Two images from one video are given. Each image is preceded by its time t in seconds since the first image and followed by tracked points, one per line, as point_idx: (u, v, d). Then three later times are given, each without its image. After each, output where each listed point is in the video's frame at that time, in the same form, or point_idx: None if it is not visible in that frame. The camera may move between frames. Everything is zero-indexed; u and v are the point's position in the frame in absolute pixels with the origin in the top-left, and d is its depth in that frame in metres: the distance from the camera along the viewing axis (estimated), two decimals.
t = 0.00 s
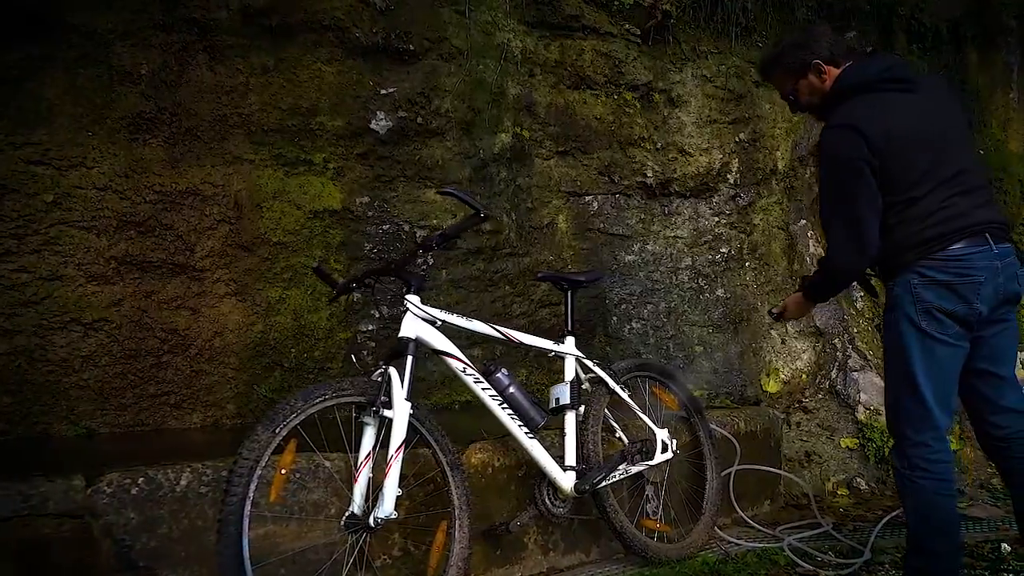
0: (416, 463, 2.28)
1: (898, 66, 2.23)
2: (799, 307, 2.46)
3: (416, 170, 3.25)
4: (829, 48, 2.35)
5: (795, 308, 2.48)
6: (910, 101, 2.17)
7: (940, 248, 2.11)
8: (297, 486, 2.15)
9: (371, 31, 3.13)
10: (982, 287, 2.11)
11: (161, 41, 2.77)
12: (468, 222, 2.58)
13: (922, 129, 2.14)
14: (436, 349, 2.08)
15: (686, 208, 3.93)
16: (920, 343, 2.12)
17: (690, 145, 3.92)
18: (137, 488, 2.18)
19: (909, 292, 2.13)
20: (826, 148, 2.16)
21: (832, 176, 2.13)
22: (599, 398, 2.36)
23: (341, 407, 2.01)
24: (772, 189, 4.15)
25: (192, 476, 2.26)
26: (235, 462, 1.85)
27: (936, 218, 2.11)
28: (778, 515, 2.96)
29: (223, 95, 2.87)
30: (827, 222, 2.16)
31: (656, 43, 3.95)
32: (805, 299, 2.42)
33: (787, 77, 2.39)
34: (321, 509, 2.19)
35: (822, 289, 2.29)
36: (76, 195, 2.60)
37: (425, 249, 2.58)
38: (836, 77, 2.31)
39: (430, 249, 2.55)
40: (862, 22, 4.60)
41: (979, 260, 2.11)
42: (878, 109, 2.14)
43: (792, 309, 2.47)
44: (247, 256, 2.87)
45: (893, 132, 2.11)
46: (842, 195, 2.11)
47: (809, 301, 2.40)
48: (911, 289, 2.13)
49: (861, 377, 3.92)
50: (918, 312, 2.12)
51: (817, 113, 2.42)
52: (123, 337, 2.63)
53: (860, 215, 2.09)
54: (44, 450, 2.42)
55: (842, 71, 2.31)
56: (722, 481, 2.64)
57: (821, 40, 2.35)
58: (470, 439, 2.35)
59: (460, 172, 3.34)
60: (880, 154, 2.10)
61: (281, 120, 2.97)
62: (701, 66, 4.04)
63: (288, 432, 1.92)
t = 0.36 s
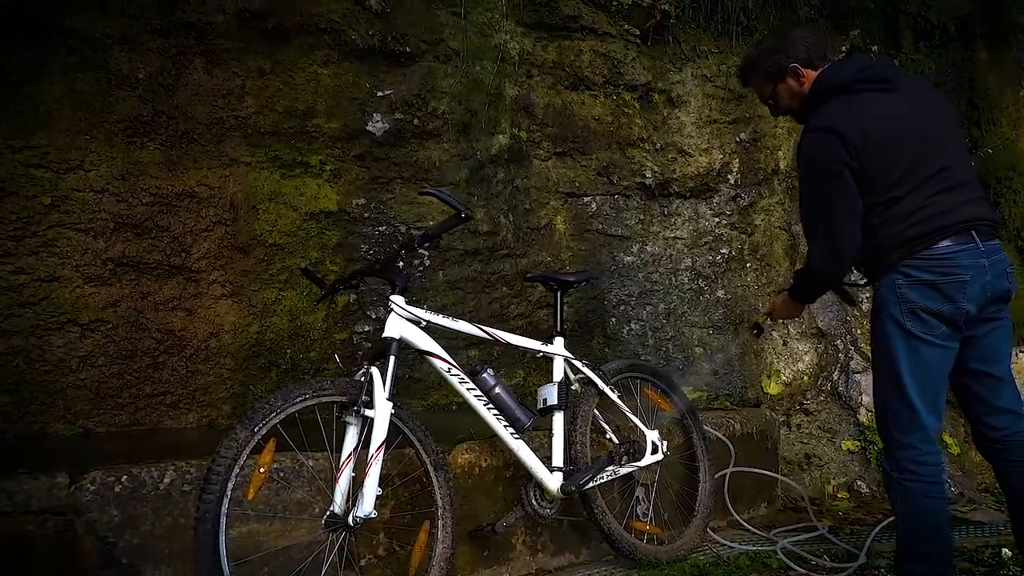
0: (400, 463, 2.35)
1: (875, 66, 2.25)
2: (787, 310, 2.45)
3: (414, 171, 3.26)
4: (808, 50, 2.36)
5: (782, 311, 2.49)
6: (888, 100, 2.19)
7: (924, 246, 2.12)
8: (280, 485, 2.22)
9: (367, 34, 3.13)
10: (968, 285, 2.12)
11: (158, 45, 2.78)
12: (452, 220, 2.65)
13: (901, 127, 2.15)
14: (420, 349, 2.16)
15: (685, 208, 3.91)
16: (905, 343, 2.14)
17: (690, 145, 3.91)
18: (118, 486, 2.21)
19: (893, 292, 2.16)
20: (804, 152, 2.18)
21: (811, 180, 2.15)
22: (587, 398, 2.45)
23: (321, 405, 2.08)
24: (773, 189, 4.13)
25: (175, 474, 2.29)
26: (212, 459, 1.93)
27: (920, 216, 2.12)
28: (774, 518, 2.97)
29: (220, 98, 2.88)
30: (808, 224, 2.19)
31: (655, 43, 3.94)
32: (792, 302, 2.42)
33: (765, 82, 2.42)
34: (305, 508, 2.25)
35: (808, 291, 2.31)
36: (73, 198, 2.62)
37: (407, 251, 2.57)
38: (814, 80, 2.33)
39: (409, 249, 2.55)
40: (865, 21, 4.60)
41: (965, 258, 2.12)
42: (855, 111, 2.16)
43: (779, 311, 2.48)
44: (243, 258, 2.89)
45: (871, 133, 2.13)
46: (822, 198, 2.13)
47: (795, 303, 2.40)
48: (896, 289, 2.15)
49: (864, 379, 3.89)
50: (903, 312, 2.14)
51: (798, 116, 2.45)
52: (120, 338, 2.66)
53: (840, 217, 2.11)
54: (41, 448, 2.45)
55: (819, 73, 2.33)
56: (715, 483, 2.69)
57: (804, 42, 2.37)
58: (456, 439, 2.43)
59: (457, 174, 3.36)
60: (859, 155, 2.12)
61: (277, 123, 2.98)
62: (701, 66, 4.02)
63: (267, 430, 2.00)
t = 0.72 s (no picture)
0: (397, 456, 2.45)
1: (862, 65, 2.29)
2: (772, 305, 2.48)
3: (420, 168, 3.28)
4: (791, 56, 2.42)
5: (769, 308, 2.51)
6: (877, 97, 2.22)
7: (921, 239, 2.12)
8: (278, 477, 2.31)
9: (373, 32, 3.14)
10: (974, 276, 2.10)
11: (166, 45, 2.80)
12: (446, 214, 2.74)
13: (892, 122, 2.17)
14: (417, 342, 2.32)
15: (694, 205, 3.89)
16: (909, 338, 2.12)
17: (698, 141, 3.89)
18: (118, 475, 2.27)
19: (897, 287, 2.15)
20: (794, 151, 2.21)
21: (801, 178, 2.18)
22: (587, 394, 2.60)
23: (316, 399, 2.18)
24: (784, 186, 4.09)
25: (172, 466, 2.34)
26: (206, 451, 2.00)
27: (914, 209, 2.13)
28: (779, 516, 3.07)
29: (227, 96, 2.90)
30: (800, 222, 2.20)
31: (663, 39, 3.92)
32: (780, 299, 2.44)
33: (750, 88, 2.47)
34: (302, 501, 2.35)
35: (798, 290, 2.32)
36: (82, 196, 2.65)
37: (405, 245, 2.71)
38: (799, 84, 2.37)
39: (405, 243, 2.67)
40: (879, 16, 4.55)
41: (971, 249, 2.10)
42: (844, 108, 2.19)
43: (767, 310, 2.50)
44: (250, 255, 2.92)
45: (861, 129, 2.15)
46: (812, 195, 2.15)
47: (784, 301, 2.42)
48: (899, 284, 2.14)
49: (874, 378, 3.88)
50: (907, 307, 2.12)
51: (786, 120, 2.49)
52: (128, 334, 2.69)
53: (833, 212, 2.13)
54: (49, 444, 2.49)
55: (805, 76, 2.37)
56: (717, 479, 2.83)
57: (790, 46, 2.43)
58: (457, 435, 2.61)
59: (463, 171, 3.37)
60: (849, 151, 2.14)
61: (284, 121, 3.00)
62: (710, 62, 4.00)
63: (261, 422, 2.08)
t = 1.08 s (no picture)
0: (401, 450, 2.47)
1: (862, 68, 2.28)
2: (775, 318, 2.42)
3: (430, 166, 3.30)
4: (789, 66, 2.41)
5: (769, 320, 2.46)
6: (881, 97, 2.21)
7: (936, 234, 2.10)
8: (284, 468, 2.34)
9: (382, 31, 3.16)
10: (993, 272, 2.08)
11: (178, 44, 2.83)
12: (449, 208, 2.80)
13: (899, 120, 2.17)
14: (420, 336, 2.32)
15: (705, 201, 3.87)
16: (927, 334, 2.10)
17: (710, 138, 3.87)
18: (127, 465, 2.30)
19: (915, 283, 2.12)
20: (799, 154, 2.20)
21: (806, 180, 2.17)
22: (593, 389, 2.61)
23: (319, 391, 2.22)
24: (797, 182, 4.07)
25: (179, 457, 2.36)
26: (210, 442, 2.04)
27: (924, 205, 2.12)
28: (789, 513, 3.10)
29: (238, 95, 2.93)
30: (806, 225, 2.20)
31: (674, 36, 3.90)
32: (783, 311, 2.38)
33: (749, 100, 2.46)
34: (307, 492, 2.36)
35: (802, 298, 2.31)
36: (96, 193, 2.69)
37: (407, 240, 2.73)
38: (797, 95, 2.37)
39: (409, 238, 2.66)
40: (895, 11, 4.50)
41: (990, 245, 2.08)
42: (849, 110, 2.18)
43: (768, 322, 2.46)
44: (261, 251, 2.95)
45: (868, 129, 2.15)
46: (820, 201, 2.14)
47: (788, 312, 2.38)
48: (918, 280, 2.12)
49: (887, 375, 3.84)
50: (926, 303, 2.10)
51: (785, 131, 2.48)
52: (140, 329, 2.73)
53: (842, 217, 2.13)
54: (65, 437, 2.55)
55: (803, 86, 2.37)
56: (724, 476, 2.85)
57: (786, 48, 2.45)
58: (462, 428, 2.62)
59: (473, 168, 3.39)
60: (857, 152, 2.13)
61: (295, 119, 3.03)
62: (721, 58, 3.98)
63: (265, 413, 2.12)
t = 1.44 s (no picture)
0: (409, 428, 2.50)
1: (890, 57, 2.33)
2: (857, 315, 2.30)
3: (440, 145, 3.30)
4: (819, 58, 2.40)
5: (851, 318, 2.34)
6: (915, 80, 2.25)
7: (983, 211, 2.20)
8: (294, 446, 2.38)
9: (391, 10, 3.15)
10: None
11: (188, 25, 2.84)
12: (456, 188, 2.80)
13: (938, 100, 2.21)
14: (428, 315, 2.36)
15: (716, 180, 3.85)
16: (976, 310, 2.20)
17: (722, 116, 3.83)
18: (142, 443, 2.35)
19: (968, 259, 2.21)
20: (848, 134, 2.18)
21: (862, 156, 2.13)
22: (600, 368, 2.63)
23: (328, 370, 2.26)
24: (809, 160, 4.03)
25: (193, 434, 2.42)
26: (221, 420, 2.08)
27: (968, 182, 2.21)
28: (796, 492, 3.12)
29: (247, 76, 2.94)
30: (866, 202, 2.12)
31: (687, 12, 3.82)
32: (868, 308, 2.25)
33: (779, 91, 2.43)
34: (317, 469, 2.41)
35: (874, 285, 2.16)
36: (109, 174, 2.72)
37: (414, 220, 2.73)
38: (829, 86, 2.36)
39: (416, 217, 2.67)
40: None
41: None
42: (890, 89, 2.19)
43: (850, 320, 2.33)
44: (272, 232, 2.97)
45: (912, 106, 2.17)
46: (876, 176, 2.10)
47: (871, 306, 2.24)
48: (972, 257, 2.21)
49: (899, 355, 3.82)
50: (978, 279, 2.20)
51: (816, 125, 2.45)
52: (154, 309, 2.77)
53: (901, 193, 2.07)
54: (83, 414, 2.61)
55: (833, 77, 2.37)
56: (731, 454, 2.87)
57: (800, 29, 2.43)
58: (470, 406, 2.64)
59: (483, 148, 3.38)
60: (905, 128, 2.14)
61: (304, 100, 3.04)
62: (734, 34, 3.92)
63: (274, 392, 2.15)
